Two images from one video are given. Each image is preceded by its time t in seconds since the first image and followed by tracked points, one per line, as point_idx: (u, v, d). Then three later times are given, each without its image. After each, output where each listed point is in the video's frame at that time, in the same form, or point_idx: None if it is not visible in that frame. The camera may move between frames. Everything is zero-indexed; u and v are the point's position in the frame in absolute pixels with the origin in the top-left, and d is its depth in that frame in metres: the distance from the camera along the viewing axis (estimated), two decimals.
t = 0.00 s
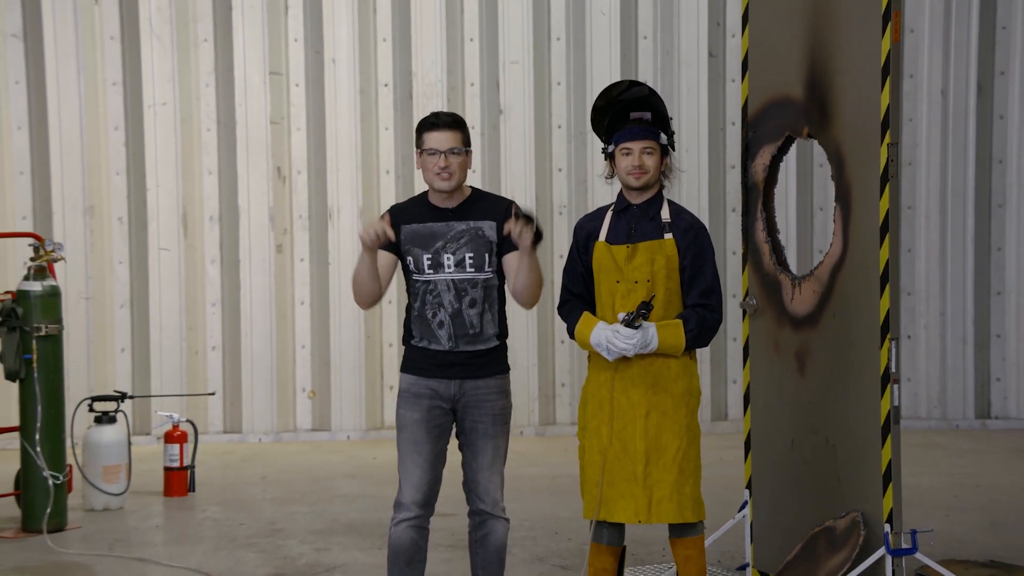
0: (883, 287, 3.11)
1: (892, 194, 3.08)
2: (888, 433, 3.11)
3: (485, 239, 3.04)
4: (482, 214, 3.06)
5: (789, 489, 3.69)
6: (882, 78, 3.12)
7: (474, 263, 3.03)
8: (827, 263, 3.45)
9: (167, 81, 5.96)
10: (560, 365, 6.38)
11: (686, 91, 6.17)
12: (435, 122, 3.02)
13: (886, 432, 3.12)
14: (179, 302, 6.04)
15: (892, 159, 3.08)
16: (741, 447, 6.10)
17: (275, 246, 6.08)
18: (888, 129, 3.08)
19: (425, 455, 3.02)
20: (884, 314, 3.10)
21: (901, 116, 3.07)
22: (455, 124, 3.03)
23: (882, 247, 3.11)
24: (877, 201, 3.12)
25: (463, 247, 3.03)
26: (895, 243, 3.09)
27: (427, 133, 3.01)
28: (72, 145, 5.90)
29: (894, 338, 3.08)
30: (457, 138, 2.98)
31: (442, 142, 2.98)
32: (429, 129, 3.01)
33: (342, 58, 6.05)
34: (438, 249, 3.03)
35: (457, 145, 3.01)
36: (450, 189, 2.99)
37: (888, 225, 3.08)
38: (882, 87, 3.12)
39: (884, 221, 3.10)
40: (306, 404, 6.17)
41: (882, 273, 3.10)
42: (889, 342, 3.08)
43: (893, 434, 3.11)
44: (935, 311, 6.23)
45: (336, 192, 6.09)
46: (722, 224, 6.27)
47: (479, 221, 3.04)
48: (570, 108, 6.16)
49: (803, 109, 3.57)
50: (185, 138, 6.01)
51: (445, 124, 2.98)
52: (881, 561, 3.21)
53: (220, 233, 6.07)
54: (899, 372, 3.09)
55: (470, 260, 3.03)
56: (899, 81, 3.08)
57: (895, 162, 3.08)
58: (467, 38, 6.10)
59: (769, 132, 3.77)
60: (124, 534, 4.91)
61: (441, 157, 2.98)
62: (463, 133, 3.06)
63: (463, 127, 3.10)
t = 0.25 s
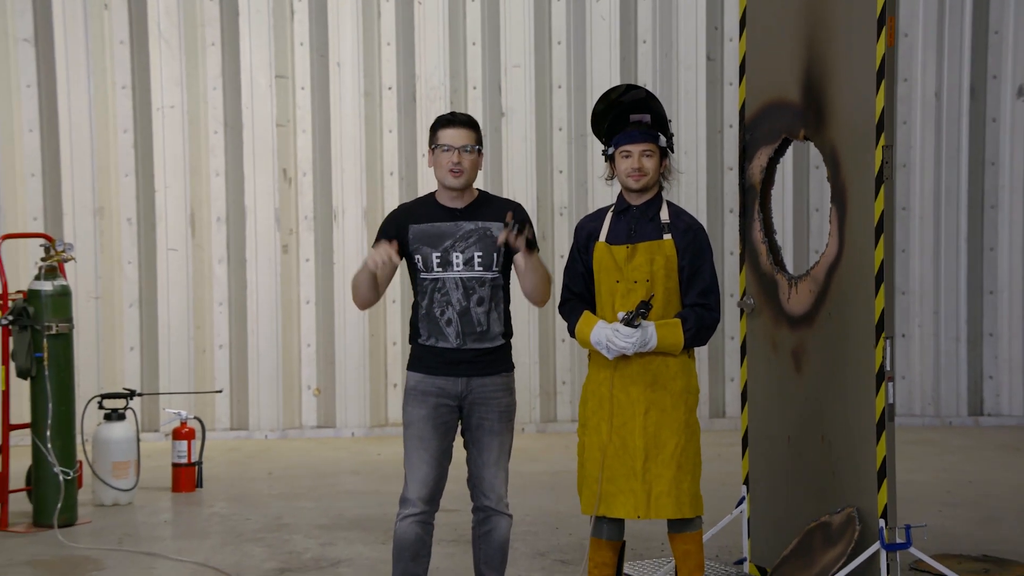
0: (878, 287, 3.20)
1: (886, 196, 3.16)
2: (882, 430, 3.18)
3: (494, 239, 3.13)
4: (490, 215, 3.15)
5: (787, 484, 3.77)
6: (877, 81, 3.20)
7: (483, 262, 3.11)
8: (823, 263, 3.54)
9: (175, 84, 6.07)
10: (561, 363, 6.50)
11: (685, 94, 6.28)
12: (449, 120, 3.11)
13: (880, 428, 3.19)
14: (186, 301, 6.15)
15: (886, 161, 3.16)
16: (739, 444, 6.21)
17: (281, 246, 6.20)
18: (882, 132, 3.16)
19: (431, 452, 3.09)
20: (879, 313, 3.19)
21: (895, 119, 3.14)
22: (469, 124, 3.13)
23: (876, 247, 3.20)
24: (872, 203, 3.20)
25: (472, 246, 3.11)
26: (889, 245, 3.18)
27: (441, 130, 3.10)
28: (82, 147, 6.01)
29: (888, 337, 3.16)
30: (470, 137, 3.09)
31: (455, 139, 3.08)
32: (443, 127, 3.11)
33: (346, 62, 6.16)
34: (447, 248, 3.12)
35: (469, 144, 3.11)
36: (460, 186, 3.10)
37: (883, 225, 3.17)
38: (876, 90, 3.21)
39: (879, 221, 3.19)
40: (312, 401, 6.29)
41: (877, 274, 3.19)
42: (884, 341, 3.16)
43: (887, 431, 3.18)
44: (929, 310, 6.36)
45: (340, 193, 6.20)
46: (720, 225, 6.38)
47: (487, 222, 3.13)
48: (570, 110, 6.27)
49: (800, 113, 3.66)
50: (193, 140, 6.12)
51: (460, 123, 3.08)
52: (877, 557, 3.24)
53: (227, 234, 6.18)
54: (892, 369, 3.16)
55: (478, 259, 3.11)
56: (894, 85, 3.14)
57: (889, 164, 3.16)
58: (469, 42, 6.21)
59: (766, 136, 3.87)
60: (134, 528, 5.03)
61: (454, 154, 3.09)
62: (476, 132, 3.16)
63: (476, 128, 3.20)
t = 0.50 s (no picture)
0: (872, 286, 3.27)
1: (880, 197, 3.24)
2: (875, 427, 3.26)
3: (495, 239, 3.21)
4: (491, 215, 3.24)
5: (783, 479, 3.86)
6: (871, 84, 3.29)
7: (483, 261, 3.20)
8: (818, 263, 3.63)
9: (183, 88, 6.20)
10: (561, 361, 6.62)
11: (682, 97, 6.41)
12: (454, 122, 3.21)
13: (873, 425, 3.27)
14: (194, 300, 6.28)
15: (879, 162, 3.26)
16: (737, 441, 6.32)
17: (287, 246, 6.32)
18: (876, 134, 3.23)
19: (433, 448, 3.17)
20: (872, 312, 3.26)
21: (888, 121, 3.22)
22: (472, 126, 3.24)
23: (870, 247, 3.27)
24: (866, 204, 3.27)
25: (473, 245, 3.20)
26: (882, 245, 3.24)
27: (446, 133, 3.21)
28: (92, 150, 6.14)
29: (882, 335, 3.24)
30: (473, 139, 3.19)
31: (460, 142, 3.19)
32: (446, 130, 3.21)
33: (351, 66, 6.29)
34: (449, 247, 3.21)
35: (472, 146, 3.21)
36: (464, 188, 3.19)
37: (877, 226, 3.24)
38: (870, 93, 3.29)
39: (873, 222, 3.26)
40: (317, 398, 6.41)
41: (870, 274, 3.26)
42: (878, 340, 3.24)
43: (881, 428, 3.26)
44: (922, 308, 6.58)
45: (345, 195, 6.33)
46: (717, 226, 6.50)
47: (489, 221, 3.22)
48: (570, 114, 6.40)
49: (795, 116, 3.75)
50: (200, 142, 6.25)
51: (464, 126, 3.18)
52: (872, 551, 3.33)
53: (234, 234, 6.31)
54: (886, 368, 3.25)
55: (479, 257, 3.20)
56: (888, 88, 3.22)
57: (882, 166, 3.25)
58: (471, 46, 6.33)
59: (761, 139, 3.98)
60: (142, 523, 5.14)
61: (458, 156, 3.19)
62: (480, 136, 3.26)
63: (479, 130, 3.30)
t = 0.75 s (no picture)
0: (865, 286, 3.38)
1: (872, 200, 3.35)
2: (868, 423, 3.38)
3: (499, 242, 3.32)
4: (495, 218, 3.34)
5: (779, 475, 3.98)
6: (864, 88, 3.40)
7: (488, 263, 3.31)
8: (812, 264, 3.74)
9: (191, 92, 6.34)
10: (562, 360, 6.76)
11: (680, 101, 6.54)
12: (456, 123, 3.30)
13: (866, 421, 3.38)
14: (202, 299, 6.41)
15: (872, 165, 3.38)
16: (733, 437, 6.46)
17: (292, 247, 6.46)
18: (869, 137, 3.34)
19: (437, 445, 3.27)
20: (866, 311, 3.37)
21: (881, 125, 3.32)
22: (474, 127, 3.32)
23: (864, 248, 3.38)
24: (859, 206, 3.39)
25: (478, 248, 3.30)
26: (875, 245, 3.35)
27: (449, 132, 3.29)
28: (102, 153, 6.28)
29: (875, 334, 3.35)
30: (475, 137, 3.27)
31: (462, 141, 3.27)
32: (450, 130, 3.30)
33: (355, 71, 6.42)
34: (454, 249, 3.30)
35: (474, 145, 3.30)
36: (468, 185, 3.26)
37: (870, 228, 3.35)
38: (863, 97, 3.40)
39: (865, 223, 3.37)
40: (322, 395, 6.54)
41: (863, 273, 3.38)
42: (871, 339, 3.35)
43: (873, 424, 3.37)
44: (914, 307, 6.72)
45: (349, 196, 6.46)
46: (714, 227, 6.63)
47: (493, 225, 3.33)
48: (570, 117, 6.53)
49: (790, 120, 3.87)
50: (208, 145, 6.38)
51: (467, 125, 3.27)
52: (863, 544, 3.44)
53: (240, 235, 6.45)
54: (879, 366, 3.35)
55: (484, 260, 3.30)
56: (881, 93, 3.32)
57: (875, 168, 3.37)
58: (473, 51, 6.47)
59: (757, 142, 4.10)
60: (151, 518, 5.27)
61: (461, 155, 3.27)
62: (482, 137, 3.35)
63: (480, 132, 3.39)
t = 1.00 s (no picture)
0: (859, 286, 3.52)
1: (866, 200, 3.48)
2: (863, 421, 3.50)
3: (499, 243, 3.43)
4: (495, 220, 3.44)
5: (772, 470, 4.09)
6: (857, 91, 3.52)
7: (488, 264, 3.41)
8: (806, 264, 3.86)
9: (199, 95, 6.48)
10: (561, 357, 6.91)
11: (677, 104, 6.68)
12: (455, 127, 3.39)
13: (861, 419, 3.50)
14: (209, 298, 6.55)
15: (865, 167, 3.50)
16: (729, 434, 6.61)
17: (298, 247, 6.60)
18: (862, 139, 3.48)
19: (438, 441, 3.36)
20: (859, 308, 3.51)
21: (873, 128, 3.47)
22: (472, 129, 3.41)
23: (857, 247, 3.52)
24: (853, 207, 3.53)
25: (479, 249, 3.40)
26: (869, 245, 3.49)
27: (448, 136, 3.37)
28: (111, 155, 6.42)
29: (869, 332, 3.48)
30: (474, 140, 3.36)
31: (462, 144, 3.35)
32: (449, 133, 3.38)
33: (359, 74, 6.55)
34: (456, 250, 3.40)
35: (473, 147, 3.38)
36: (468, 186, 3.35)
37: (862, 228, 3.49)
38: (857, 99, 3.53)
39: (859, 224, 3.50)
40: (326, 392, 6.68)
41: (857, 272, 3.52)
42: (864, 337, 3.48)
43: (868, 421, 3.49)
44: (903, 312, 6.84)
45: (354, 197, 6.60)
46: (710, 227, 6.77)
47: (494, 226, 3.43)
48: (570, 120, 6.67)
49: (785, 122, 3.98)
50: (215, 147, 6.52)
51: (464, 127, 3.36)
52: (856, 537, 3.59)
53: (246, 235, 6.58)
54: (873, 362, 3.49)
55: (485, 261, 3.40)
56: (873, 96, 3.47)
57: (868, 169, 3.51)
58: (475, 54, 6.60)
59: (752, 144, 4.20)
60: (159, 512, 5.41)
61: (460, 158, 3.35)
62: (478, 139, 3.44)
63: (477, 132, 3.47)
